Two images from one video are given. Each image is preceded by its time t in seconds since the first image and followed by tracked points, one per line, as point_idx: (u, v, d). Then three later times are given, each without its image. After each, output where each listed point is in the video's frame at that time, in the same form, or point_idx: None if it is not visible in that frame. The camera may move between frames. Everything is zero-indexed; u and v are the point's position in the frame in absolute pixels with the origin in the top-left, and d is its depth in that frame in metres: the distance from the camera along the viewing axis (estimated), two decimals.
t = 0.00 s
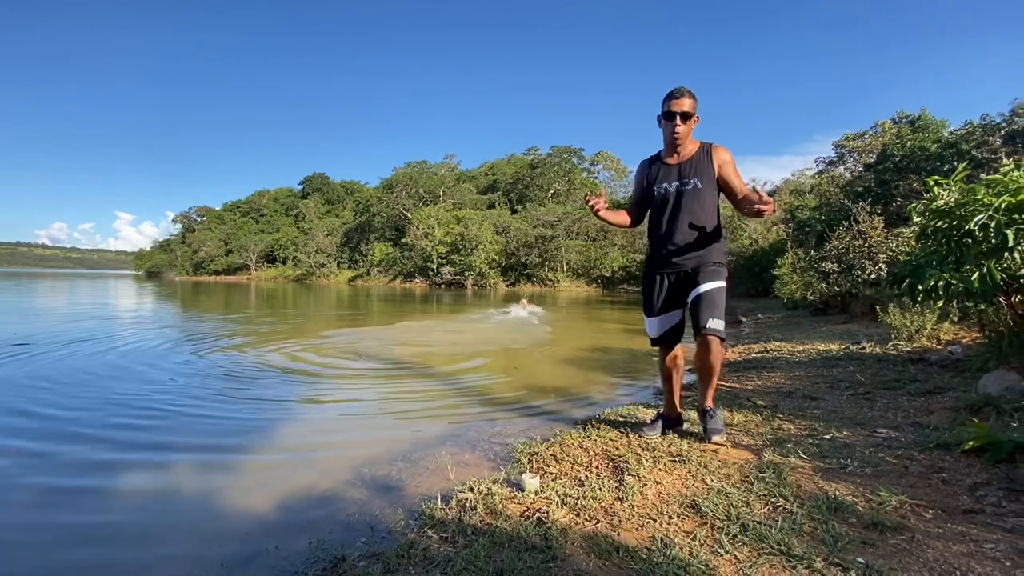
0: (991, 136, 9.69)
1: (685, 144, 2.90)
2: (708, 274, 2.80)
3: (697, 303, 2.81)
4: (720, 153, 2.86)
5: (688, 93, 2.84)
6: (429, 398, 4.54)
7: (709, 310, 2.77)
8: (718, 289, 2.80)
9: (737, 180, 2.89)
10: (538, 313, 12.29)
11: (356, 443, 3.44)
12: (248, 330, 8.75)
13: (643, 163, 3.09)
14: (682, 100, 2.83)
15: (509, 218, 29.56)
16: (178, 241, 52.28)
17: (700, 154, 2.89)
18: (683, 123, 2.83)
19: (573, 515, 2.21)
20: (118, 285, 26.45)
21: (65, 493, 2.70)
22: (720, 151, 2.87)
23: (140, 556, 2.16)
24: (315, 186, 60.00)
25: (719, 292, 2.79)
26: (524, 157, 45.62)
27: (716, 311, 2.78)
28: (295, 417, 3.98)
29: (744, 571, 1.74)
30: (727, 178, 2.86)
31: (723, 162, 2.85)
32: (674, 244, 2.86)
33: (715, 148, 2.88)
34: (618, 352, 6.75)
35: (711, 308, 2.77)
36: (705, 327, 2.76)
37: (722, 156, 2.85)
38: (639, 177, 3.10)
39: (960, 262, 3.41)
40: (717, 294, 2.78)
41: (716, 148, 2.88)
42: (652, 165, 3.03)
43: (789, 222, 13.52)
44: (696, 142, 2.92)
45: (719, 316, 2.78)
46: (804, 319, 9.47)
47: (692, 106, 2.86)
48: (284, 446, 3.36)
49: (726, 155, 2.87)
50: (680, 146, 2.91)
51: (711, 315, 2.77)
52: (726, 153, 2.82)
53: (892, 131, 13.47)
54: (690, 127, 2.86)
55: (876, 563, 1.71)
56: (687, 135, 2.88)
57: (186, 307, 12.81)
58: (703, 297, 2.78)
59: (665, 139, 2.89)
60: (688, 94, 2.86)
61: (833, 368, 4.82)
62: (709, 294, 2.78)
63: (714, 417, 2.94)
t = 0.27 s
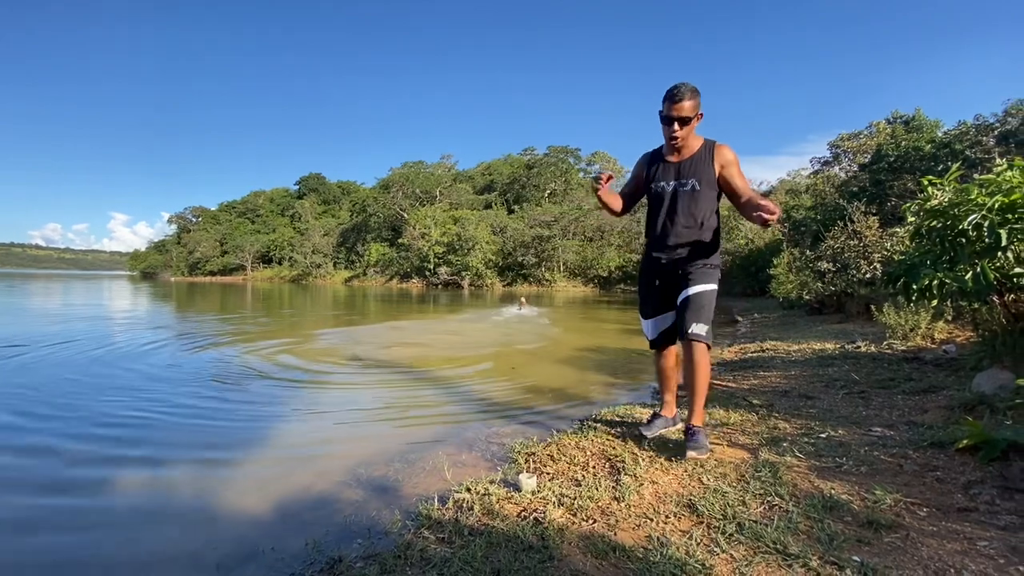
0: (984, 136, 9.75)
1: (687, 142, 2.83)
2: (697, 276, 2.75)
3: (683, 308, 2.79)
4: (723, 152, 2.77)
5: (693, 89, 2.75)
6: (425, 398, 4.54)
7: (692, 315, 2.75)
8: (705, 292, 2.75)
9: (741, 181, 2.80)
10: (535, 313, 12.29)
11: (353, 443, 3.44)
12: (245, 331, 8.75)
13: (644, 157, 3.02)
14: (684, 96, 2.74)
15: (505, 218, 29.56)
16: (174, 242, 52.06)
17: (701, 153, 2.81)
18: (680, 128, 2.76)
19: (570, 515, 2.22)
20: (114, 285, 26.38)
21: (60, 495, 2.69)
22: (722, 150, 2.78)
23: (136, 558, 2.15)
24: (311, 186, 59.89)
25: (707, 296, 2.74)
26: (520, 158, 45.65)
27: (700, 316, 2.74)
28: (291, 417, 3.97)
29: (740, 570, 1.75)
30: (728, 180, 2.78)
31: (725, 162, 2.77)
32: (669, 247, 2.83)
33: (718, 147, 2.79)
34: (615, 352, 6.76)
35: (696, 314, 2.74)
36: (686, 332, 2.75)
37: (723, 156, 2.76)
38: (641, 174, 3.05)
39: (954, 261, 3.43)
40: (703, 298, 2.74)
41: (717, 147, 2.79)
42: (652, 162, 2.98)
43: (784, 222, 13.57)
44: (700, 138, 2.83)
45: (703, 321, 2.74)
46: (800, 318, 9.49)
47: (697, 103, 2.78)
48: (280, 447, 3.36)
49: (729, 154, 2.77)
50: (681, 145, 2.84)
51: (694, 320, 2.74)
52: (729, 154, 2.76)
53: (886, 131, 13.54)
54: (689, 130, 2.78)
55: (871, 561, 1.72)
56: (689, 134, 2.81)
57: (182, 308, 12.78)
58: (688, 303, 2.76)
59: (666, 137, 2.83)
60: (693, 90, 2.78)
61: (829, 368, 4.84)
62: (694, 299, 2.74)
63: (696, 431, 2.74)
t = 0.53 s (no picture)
0: (977, 135, 9.81)
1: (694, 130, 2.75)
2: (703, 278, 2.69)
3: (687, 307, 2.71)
4: (731, 140, 2.67)
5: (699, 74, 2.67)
6: (421, 398, 4.53)
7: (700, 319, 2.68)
8: (711, 295, 2.69)
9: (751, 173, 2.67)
10: (531, 313, 12.29)
11: (348, 444, 3.43)
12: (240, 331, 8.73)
13: (654, 145, 2.97)
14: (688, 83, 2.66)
15: (501, 218, 29.56)
16: (168, 242, 51.82)
17: (707, 141, 2.71)
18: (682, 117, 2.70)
19: (565, 515, 2.22)
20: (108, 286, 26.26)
21: (52, 498, 2.67)
22: (732, 138, 2.67)
23: (128, 562, 2.14)
24: (306, 186, 59.74)
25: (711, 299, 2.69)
26: (516, 157, 45.67)
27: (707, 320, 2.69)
28: (286, 419, 3.96)
29: (734, 568, 1.75)
30: (735, 169, 2.67)
31: (732, 151, 2.66)
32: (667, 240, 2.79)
33: (729, 134, 2.68)
34: (610, 352, 6.77)
35: (702, 317, 2.68)
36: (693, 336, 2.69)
37: (731, 144, 2.65)
38: (650, 163, 3.01)
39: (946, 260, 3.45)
40: (709, 302, 2.69)
41: (726, 134, 2.68)
42: (660, 151, 2.92)
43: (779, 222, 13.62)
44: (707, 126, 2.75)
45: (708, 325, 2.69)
46: (794, 317, 9.53)
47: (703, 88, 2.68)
48: (275, 448, 3.35)
49: (739, 143, 2.66)
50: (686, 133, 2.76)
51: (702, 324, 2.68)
52: (740, 144, 2.65)
53: (880, 131, 13.62)
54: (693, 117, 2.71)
55: (864, 558, 1.73)
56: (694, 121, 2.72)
57: (177, 309, 12.73)
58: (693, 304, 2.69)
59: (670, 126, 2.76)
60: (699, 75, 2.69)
61: (823, 366, 4.86)
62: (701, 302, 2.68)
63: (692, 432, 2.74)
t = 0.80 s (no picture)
0: (968, 134, 9.88)
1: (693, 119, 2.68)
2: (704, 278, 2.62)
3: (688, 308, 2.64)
4: (732, 126, 2.56)
5: (694, 60, 2.63)
6: (416, 398, 4.52)
7: (703, 321, 2.62)
8: (712, 294, 2.63)
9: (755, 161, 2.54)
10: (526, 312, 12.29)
11: (342, 444, 3.42)
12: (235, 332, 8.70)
13: (658, 136, 2.90)
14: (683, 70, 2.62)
15: (496, 217, 29.55)
16: (162, 242, 51.54)
17: (708, 129, 2.62)
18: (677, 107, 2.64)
19: (559, 514, 2.22)
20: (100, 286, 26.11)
21: (43, 499, 2.65)
22: (735, 125, 2.56)
23: (119, 563, 2.12)
24: (300, 186, 59.54)
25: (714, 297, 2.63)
26: (511, 157, 45.67)
27: (710, 321, 2.63)
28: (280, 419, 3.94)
29: (728, 566, 1.76)
30: (735, 157, 2.55)
31: (733, 138, 2.55)
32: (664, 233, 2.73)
33: (732, 120, 2.57)
34: (605, 350, 6.77)
35: (706, 319, 2.62)
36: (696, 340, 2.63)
37: (733, 132, 2.55)
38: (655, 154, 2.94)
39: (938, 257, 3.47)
40: (712, 302, 2.63)
41: (728, 121, 2.58)
42: (664, 141, 2.85)
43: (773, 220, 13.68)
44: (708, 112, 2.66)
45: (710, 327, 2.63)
46: (788, 315, 9.57)
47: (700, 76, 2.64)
48: (268, 448, 3.33)
49: (742, 130, 2.54)
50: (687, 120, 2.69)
51: (705, 326, 2.62)
52: (746, 132, 2.54)
53: (872, 130, 13.70)
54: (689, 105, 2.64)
55: (856, 554, 1.74)
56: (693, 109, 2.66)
57: (171, 310, 12.67)
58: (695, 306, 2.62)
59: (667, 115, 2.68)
60: (694, 62, 2.65)
61: (816, 364, 4.88)
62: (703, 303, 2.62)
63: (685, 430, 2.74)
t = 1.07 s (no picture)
0: (958, 133, 9.95)
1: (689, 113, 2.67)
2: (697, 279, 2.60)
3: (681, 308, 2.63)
4: (726, 120, 2.53)
5: (686, 53, 2.64)
6: (410, 398, 4.51)
7: (693, 322, 2.61)
8: (703, 295, 2.61)
9: (748, 157, 2.52)
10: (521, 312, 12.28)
11: (336, 445, 3.41)
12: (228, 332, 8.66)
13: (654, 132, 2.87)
14: (675, 63, 2.63)
15: (490, 216, 29.52)
16: (153, 242, 51.15)
17: (702, 122, 2.60)
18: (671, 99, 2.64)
19: (552, 512, 2.22)
20: (92, 287, 25.92)
21: (33, 501, 2.63)
22: (728, 118, 2.53)
23: (110, 566, 2.11)
24: (293, 185, 59.28)
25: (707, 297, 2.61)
26: (505, 156, 45.62)
27: (701, 322, 2.62)
28: (273, 419, 3.92)
29: (719, 562, 1.76)
30: (727, 151, 2.53)
31: (726, 131, 2.52)
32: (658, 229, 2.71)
33: (726, 113, 2.55)
34: (599, 349, 6.78)
35: (696, 319, 2.61)
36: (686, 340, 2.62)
37: (727, 125, 2.52)
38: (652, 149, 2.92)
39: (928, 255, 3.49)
40: (704, 302, 2.62)
41: (722, 114, 2.55)
42: (660, 136, 2.83)
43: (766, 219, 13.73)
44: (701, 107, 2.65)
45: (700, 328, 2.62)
46: (781, 313, 9.61)
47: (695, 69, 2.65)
48: (262, 449, 3.32)
49: (736, 123, 2.52)
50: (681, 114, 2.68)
51: (696, 327, 2.61)
52: (740, 125, 2.51)
53: (864, 129, 13.77)
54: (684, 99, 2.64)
55: (846, 550, 1.75)
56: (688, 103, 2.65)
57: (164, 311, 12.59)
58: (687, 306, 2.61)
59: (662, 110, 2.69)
60: (688, 56, 2.66)
61: (809, 361, 4.90)
62: (695, 303, 2.61)
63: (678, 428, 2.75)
